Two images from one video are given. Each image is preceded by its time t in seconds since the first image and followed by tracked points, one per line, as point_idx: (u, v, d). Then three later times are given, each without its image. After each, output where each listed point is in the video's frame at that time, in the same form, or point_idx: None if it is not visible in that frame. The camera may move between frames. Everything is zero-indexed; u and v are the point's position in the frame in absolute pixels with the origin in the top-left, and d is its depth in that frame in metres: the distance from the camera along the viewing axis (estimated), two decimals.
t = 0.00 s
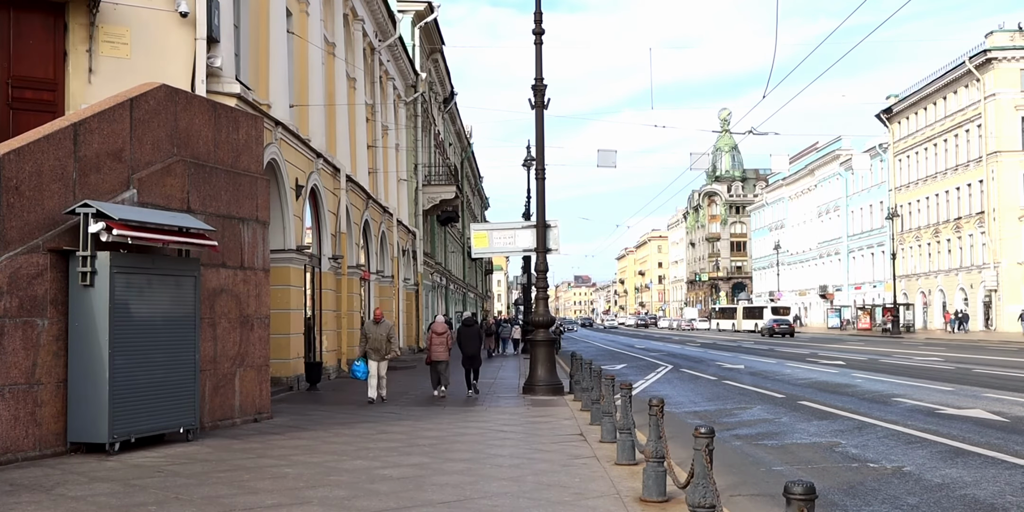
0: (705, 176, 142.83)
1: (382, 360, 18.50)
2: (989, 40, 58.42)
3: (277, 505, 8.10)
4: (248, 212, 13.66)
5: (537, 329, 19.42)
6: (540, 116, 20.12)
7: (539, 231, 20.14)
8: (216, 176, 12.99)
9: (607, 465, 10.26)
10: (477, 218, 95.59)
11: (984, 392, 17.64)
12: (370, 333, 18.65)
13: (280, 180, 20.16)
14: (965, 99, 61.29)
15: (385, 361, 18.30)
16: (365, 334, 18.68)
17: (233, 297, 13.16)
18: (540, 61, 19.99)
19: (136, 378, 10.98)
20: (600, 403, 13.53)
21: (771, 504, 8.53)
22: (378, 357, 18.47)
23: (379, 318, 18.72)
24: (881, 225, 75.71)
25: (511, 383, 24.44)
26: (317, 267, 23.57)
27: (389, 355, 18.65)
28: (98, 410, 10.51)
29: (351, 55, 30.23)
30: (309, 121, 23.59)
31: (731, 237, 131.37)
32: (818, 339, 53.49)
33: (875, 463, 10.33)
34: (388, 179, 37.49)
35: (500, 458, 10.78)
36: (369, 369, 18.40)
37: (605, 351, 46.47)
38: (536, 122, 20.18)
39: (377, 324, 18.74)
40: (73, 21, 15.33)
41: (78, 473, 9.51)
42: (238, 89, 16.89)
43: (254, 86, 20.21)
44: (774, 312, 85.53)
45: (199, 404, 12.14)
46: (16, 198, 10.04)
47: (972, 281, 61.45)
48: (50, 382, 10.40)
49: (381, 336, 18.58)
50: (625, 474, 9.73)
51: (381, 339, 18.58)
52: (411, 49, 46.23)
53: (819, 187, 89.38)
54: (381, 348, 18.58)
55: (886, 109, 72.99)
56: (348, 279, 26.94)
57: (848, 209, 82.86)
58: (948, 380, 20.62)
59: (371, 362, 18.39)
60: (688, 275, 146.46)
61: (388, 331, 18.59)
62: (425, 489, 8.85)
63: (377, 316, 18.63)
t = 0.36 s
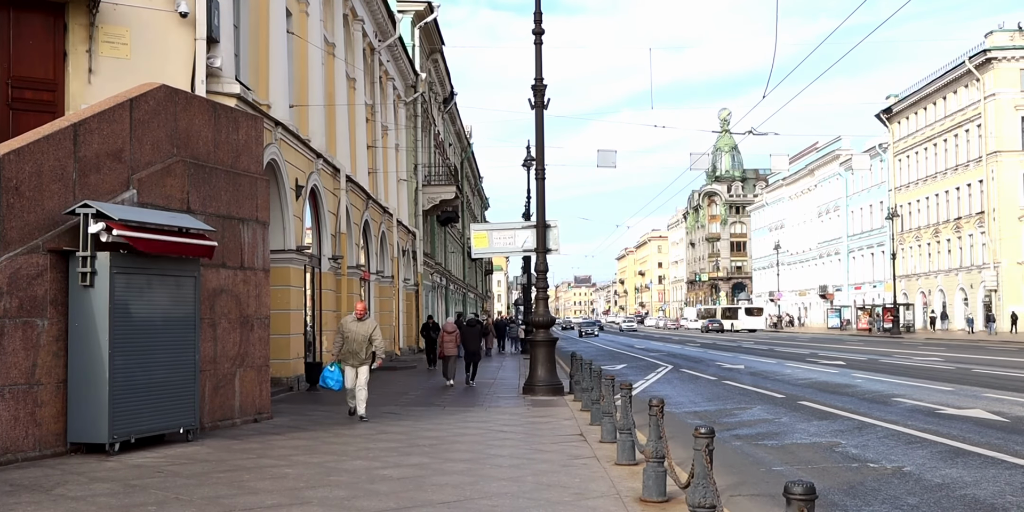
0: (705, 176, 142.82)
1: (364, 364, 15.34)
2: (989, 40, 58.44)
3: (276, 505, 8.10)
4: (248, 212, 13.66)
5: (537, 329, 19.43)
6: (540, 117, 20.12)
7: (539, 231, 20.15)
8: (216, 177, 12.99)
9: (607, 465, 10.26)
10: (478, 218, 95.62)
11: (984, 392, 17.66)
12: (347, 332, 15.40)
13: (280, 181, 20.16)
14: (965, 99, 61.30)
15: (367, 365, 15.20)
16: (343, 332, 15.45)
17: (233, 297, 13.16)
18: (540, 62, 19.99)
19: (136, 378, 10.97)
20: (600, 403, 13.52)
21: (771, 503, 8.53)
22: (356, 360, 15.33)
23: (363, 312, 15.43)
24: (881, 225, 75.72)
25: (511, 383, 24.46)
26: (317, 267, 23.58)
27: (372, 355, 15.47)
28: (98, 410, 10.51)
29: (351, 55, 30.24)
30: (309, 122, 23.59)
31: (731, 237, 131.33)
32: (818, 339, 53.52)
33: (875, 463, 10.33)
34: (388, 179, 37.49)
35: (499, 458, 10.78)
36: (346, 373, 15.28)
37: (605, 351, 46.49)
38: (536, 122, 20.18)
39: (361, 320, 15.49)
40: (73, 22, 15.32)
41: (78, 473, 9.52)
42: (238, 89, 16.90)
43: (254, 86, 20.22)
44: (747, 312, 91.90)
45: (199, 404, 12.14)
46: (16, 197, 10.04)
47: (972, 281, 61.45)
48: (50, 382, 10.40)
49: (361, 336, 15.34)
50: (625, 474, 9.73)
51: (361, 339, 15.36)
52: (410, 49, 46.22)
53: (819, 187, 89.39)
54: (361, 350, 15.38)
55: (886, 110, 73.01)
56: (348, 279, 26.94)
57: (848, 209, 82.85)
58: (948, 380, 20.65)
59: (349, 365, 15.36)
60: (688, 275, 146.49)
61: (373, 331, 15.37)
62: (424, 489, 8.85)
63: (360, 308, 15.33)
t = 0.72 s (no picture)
0: (705, 176, 142.83)
1: (335, 378, 11.19)
2: (989, 40, 58.47)
3: (276, 505, 8.10)
4: (248, 212, 13.65)
5: (537, 329, 19.43)
6: (540, 117, 20.12)
7: (539, 231, 20.15)
8: (216, 177, 12.99)
9: (607, 465, 10.26)
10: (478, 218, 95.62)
11: (983, 392, 17.68)
12: (309, 335, 11.17)
13: (280, 181, 20.15)
14: (965, 99, 61.29)
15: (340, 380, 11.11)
16: (303, 339, 11.21)
17: (233, 297, 13.16)
18: (540, 62, 19.99)
19: (136, 378, 10.98)
20: (600, 403, 13.52)
21: (771, 504, 8.53)
22: (324, 374, 11.15)
23: (331, 307, 11.26)
24: (881, 225, 75.72)
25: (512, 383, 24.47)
26: (317, 268, 23.58)
27: (345, 364, 11.27)
28: (98, 410, 10.51)
29: (351, 55, 30.23)
30: (309, 122, 23.59)
31: (731, 237, 131.32)
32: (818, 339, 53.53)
33: (875, 463, 10.33)
34: (388, 179, 37.48)
35: (499, 458, 10.78)
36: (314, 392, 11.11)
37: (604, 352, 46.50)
38: (536, 122, 20.19)
39: (326, 316, 11.29)
40: (73, 21, 15.32)
41: (78, 473, 9.51)
42: (238, 89, 16.92)
43: (254, 86, 20.22)
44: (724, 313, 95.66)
45: (199, 404, 12.14)
46: (16, 197, 10.04)
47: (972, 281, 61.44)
48: (50, 382, 10.40)
49: (328, 341, 11.16)
50: (625, 474, 9.73)
51: (329, 347, 11.15)
52: (410, 49, 46.21)
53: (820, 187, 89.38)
54: (330, 359, 11.15)
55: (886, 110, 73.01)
56: (348, 279, 26.93)
57: (848, 209, 82.83)
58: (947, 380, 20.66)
59: (315, 380, 11.16)
60: (688, 275, 146.49)
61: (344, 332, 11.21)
62: (424, 489, 8.86)
63: (325, 302, 11.15)
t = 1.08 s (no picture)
0: (705, 176, 142.86)
1: (340, 401, 8.16)
2: (989, 40, 58.46)
3: (277, 505, 8.09)
4: (248, 211, 13.65)
5: (537, 329, 19.42)
6: (540, 116, 20.12)
7: (539, 231, 20.16)
8: (216, 176, 12.99)
9: (608, 465, 10.25)
10: (478, 218, 95.62)
11: (984, 392, 17.65)
12: (301, 343, 8.11)
13: (280, 180, 20.14)
14: (965, 99, 61.27)
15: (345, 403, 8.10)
16: (296, 345, 8.15)
17: (233, 296, 13.15)
18: (540, 61, 19.99)
19: (136, 378, 10.97)
20: (600, 403, 13.51)
21: (771, 503, 8.53)
22: (325, 394, 8.10)
23: (331, 303, 8.14)
24: (881, 225, 75.70)
25: (511, 383, 24.48)
26: (318, 267, 23.58)
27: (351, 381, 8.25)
28: (98, 409, 10.51)
29: (351, 55, 30.22)
30: (309, 121, 23.59)
31: (731, 237, 131.30)
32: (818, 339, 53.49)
33: (875, 463, 10.32)
34: (388, 178, 37.46)
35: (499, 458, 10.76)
36: (311, 421, 8.07)
37: (605, 351, 46.46)
38: (536, 122, 20.19)
39: (326, 316, 8.21)
40: (73, 21, 15.33)
41: (77, 473, 9.50)
42: (238, 89, 16.91)
43: (254, 86, 20.21)
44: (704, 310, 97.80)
45: (199, 405, 12.14)
46: (16, 197, 10.04)
47: (972, 281, 61.45)
48: (50, 382, 10.40)
49: (331, 348, 8.10)
50: (625, 474, 9.73)
51: (332, 356, 8.09)
52: (410, 49, 46.23)
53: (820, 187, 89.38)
54: (334, 373, 8.11)
55: (887, 109, 73.00)
56: (348, 279, 26.93)
57: (848, 209, 82.83)
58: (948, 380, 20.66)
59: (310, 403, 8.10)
60: (688, 275, 146.52)
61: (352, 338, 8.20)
62: (424, 489, 8.84)
63: (321, 298, 8.06)
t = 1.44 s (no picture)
0: (705, 176, 142.88)
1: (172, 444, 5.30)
2: (989, 40, 58.45)
3: (277, 505, 8.09)
4: (248, 212, 13.65)
5: (537, 329, 19.42)
6: (540, 116, 20.11)
7: (539, 231, 20.15)
8: (216, 177, 12.99)
9: (608, 465, 10.26)
10: (478, 218, 95.72)
11: (984, 392, 17.66)
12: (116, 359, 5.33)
13: (280, 180, 20.15)
14: (965, 99, 61.24)
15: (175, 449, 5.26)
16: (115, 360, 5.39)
17: (233, 296, 13.16)
18: (540, 62, 19.99)
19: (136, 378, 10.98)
20: (600, 403, 13.51)
21: (771, 503, 8.53)
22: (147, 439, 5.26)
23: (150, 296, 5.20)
24: (881, 225, 75.71)
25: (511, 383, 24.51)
26: (317, 267, 23.59)
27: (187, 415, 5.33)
28: (97, 409, 10.50)
29: (351, 55, 30.23)
30: (309, 122, 23.60)
31: (731, 237, 131.32)
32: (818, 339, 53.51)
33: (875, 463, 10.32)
34: (388, 179, 37.46)
35: (499, 458, 10.77)
36: (130, 475, 5.28)
37: (605, 351, 46.46)
38: (536, 122, 20.18)
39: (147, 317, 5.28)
40: (73, 21, 15.33)
41: (78, 473, 9.51)
42: (238, 89, 16.89)
43: (254, 85, 20.19)
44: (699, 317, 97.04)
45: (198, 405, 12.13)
46: (16, 197, 10.04)
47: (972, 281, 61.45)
48: (50, 382, 10.40)
49: (148, 368, 5.25)
50: (625, 474, 9.73)
51: (152, 382, 5.26)
52: (410, 49, 46.24)
53: (820, 187, 89.40)
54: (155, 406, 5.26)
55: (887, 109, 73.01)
56: (348, 279, 26.93)
57: (848, 209, 82.83)
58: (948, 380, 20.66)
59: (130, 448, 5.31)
60: (688, 275, 146.50)
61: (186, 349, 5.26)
62: (425, 489, 8.84)
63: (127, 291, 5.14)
